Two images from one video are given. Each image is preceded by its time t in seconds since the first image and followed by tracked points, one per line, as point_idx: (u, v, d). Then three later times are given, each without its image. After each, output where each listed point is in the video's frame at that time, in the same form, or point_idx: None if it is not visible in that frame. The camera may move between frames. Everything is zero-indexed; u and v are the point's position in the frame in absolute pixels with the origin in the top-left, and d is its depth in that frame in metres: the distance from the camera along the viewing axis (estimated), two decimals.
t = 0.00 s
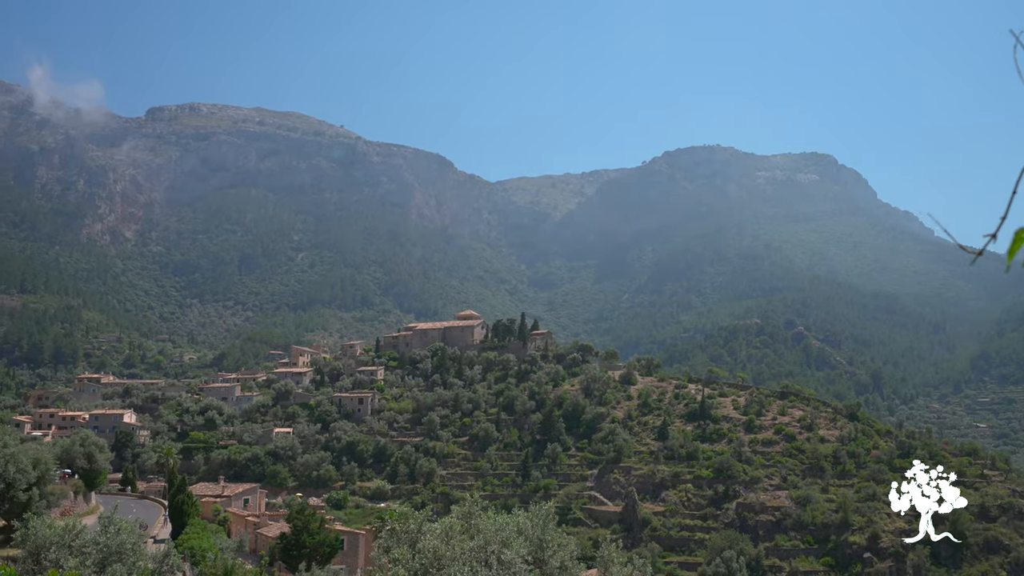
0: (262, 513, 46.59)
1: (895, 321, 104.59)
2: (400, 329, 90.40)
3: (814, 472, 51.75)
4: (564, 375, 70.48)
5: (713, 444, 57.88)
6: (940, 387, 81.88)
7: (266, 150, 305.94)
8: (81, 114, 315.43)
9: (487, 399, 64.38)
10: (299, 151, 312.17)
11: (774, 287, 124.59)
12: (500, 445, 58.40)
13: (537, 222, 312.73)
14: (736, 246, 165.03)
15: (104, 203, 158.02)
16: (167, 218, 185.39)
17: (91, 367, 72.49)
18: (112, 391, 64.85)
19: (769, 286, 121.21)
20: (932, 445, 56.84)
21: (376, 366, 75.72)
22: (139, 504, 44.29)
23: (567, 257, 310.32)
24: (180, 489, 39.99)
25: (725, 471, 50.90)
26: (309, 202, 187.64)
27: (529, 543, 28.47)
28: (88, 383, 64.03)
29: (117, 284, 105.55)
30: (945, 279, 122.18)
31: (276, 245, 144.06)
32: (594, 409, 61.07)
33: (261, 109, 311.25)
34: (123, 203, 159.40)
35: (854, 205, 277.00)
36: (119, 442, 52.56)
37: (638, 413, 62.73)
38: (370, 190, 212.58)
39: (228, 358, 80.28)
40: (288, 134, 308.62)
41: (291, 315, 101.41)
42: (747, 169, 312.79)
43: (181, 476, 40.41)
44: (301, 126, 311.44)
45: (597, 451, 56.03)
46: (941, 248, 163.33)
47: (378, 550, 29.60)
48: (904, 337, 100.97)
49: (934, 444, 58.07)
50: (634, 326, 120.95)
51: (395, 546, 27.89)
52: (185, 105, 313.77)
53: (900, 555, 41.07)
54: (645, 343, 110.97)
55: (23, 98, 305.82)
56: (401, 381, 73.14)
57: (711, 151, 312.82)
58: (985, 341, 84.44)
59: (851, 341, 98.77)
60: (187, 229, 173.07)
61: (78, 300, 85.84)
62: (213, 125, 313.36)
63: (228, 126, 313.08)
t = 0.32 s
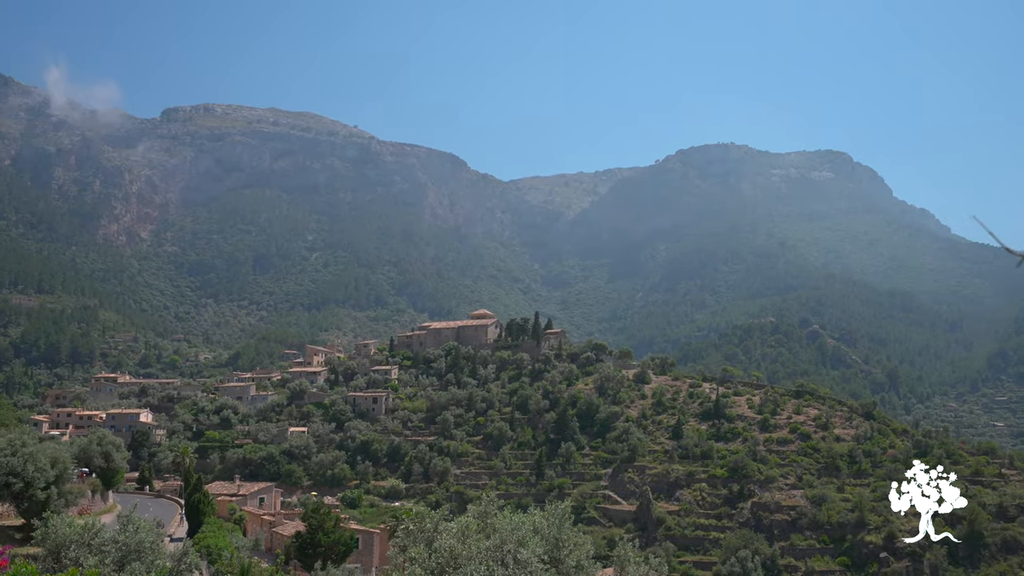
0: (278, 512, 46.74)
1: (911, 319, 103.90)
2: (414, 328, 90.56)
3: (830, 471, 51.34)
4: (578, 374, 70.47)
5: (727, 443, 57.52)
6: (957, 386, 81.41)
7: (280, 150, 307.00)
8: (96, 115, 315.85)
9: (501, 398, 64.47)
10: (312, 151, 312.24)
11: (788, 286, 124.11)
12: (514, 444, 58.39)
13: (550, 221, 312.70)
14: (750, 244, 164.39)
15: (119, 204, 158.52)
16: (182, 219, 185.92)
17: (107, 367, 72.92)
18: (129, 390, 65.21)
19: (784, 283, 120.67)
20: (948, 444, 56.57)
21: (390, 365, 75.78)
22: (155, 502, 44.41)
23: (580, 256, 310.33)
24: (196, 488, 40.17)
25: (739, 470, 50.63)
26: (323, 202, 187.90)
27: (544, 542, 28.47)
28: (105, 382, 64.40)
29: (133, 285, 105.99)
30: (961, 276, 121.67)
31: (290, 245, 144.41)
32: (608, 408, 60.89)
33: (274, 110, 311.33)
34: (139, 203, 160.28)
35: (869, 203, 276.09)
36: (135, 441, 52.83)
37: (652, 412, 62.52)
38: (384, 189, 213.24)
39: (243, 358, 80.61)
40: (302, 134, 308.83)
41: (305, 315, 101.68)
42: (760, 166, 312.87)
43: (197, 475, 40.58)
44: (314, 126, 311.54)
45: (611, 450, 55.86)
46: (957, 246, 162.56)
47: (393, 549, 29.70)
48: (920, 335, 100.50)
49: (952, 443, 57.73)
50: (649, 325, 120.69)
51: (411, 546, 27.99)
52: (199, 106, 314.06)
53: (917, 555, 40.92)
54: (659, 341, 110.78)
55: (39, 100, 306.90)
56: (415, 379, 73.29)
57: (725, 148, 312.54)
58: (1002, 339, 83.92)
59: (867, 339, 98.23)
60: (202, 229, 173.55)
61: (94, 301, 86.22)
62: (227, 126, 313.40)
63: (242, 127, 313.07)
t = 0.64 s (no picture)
0: (290, 511, 46.74)
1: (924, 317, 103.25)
2: (426, 327, 90.73)
3: (843, 470, 50.97)
4: (589, 373, 70.43)
5: (739, 442, 57.28)
6: (971, 384, 81.09)
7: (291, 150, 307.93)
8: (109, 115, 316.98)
9: (513, 396, 64.62)
10: (323, 150, 312.53)
11: (800, 284, 123.78)
12: (525, 443, 58.30)
13: (561, 219, 312.69)
14: (762, 242, 164.02)
15: (132, 205, 158.95)
16: (194, 220, 186.36)
17: (120, 367, 73.22)
18: (142, 390, 65.51)
19: (796, 282, 120.36)
20: (962, 443, 56.27)
21: (401, 364, 75.84)
22: (168, 501, 44.47)
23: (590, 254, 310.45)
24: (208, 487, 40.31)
25: (751, 469, 50.34)
26: (334, 201, 188.17)
27: (557, 541, 28.47)
28: (118, 381, 64.69)
29: (146, 285, 106.37)
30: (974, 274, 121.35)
31: (302, 245, 144.79)
32: (620, 406, 60.73)
33: (286, 110, 311.55)
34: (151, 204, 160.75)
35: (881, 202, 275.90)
36: (148, 440, 53.02)
37: (664, 411, 62.38)
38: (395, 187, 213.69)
39: (255, 357, 80.86)
40: (313, 133, 309.04)
41: (317, 314, 101.97)
42: (771, 164, 312.74)
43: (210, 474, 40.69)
44: (325, 126, 311.74)
45: (623, 449, 55.74)
46: (970, 243, 162.15)
47: (406, 549, 29.77)
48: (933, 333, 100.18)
49: (965, 442, 57.45)
50: (660, 324, 120.68)
51: (424, 545, 28.06)
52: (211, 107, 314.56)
53: (931, 555, 40.78)
54: (670, 340, 110.61)
55: (51, 102, 308.12)
56: (427, 379, 73.35)
57: (736, 147, 312.25)
58: (1016, 338, 83.78)
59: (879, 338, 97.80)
60: (213, 229, 173.96)
61: (107, 301, 86.55)
62: (239, 126, 313.51)
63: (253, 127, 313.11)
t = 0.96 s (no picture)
0: (302, 510, 46.75)
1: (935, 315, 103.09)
2: (436, 326, 90.90)
3: (855, 470, 50.64)
4: (599, 372, 70.36)
5: (750, 441, 57.07)
6: (984, 382, 80.81)
7: (302, 150, 308.60)
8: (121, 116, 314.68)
9: (523, 396, 64.67)
10: (334, 150, 312.59)
11: (811, 282, 123.46)
12: (536, 442, 58.18)
13: (571, 218, 312.63)
14: (772, 240, 163.72)
15: (144, 205, 159.26)
16: (205, 220, 186.74)
17: (133, 365, 73.55)
18: (154, 389, 65.74)
19: (807, 280, 120.14)
20: (974, 442, 55.91)
21: (411, 364, 75.89)
22: (180, 500, 44.48)
23: (600, 254, 310.42)
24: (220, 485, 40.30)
25: (763, 468, 50.18)
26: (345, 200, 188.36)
27: (569, 540, 28.47)
28: (131, 380, 64.96)
29: (157, 285, 106.71)
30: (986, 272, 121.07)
31: (313, 245, 145.06)
32: (630, 405, 60.59)
33: (296, 110, 311.54)
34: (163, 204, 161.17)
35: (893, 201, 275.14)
36: (161, 439, 53.22)
37: (674, 410, 62.27)
38: (406, 186, 214.00)
39: (266, 357, 81.17)
40: (324, 133, 308.87)
41: (328, 313, 102.31)
42: (782, 162, 312.71)
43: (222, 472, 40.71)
44: (336, 126, 311.72)
45: (634, 448, 55.56)
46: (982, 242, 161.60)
47: (417, 549, 29.82)
48: (946, 331, 99.93)
49: (978, 441, 57.01)
50: (670, 322, 120.77)
51: (436, 543, 28.18)
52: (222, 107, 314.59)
53: (944, 555, 40.55)
54: (681, 339, 110.52)
55: (64, 103, 308.79)
56: (437, 378, 73.41)
57: (746, 145, 311.40)
58: None
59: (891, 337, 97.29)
60: (225, 229, 174.20)
61: (119, 300, 86.84)
62: (250, 126, 313.19)
63: (264, 127, 312.99)
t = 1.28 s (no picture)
0: (314, 508, 46.83)
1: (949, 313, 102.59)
2: (447, 325, 90.93)
3: (868, 468, 50.26)
4: (611, 371, 70.29)
5: (762, 440, 56.82)
6: (998, 381, 80.32)
7: (313, 149, 309.59)
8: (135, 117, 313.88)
9: (534, 395, 64.59)
10: (345, 150, 312.80)
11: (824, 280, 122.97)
12: (547, 441, 58.11)
13: (582, 217, 312.25)
14: (784, 238, 163.08)
15: (156, 205, 159.73)
16: (218, 220, 187.18)
17: (146, 365, 73.87)
18: (167, 388, 66.00)
19: (820, 278, 119.77)
20: (988, 441, 55.53)
21: (423, 363, 75.94)
22: (193, 499, 44.60)
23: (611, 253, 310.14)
24: (233, 484, 40.36)
25: (775, 467, 49.99)
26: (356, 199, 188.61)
27: (581, 539, 28.46)
28: (145, 379, 65.44)
29: (170, 285, 107.12)
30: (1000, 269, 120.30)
31: (324, 245, 145.30)
32: (642, 404, 60.39)
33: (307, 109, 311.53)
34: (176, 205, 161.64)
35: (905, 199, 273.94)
36: (173, 437, 53.44)
37: (686, 408, 62.10)
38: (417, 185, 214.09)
39: (278, 356, 81.41)
40: (335, 132, 309.05)
41: (339, 312, 102.57)
42: (794, 160, 311.84)
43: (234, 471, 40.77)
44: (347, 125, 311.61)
45: (645, 447, 55.41)
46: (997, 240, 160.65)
47: (430, 546, 29.92)
48: (960, 328, 99.48)
49: (992, 440, 56.50)
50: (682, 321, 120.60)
51: (448, 542, 28.27)
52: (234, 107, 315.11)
53: (958, 554, 40.38)
54: (692, 338, 110.23)
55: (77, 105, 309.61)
56: (448, 377, 73.40)
57: (758, 143, 310.35)
58: None
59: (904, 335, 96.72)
60: (237, 229, 174.54)
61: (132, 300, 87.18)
62: (262, 125, 313.17)
63: (276, 127, 312.94)
